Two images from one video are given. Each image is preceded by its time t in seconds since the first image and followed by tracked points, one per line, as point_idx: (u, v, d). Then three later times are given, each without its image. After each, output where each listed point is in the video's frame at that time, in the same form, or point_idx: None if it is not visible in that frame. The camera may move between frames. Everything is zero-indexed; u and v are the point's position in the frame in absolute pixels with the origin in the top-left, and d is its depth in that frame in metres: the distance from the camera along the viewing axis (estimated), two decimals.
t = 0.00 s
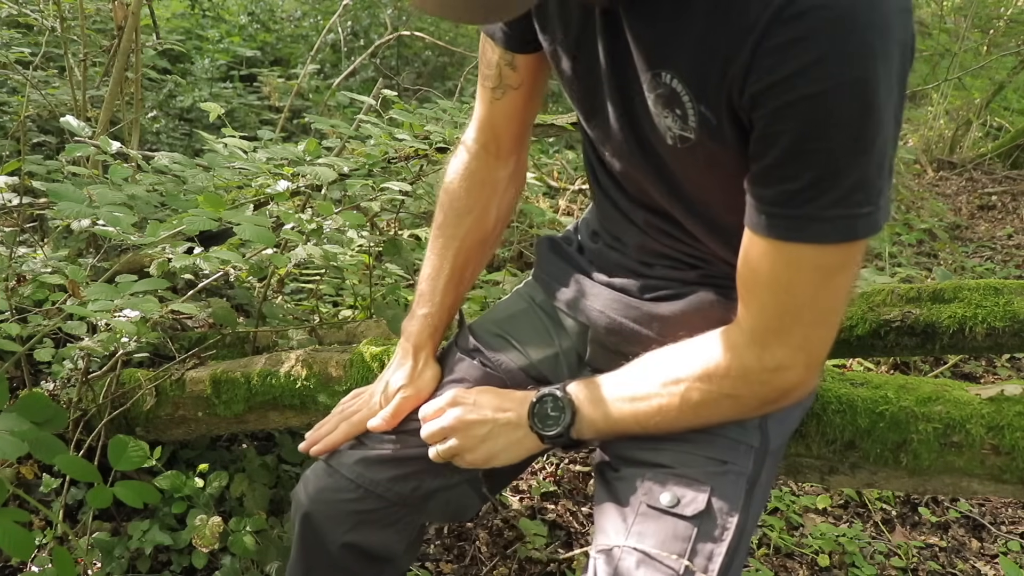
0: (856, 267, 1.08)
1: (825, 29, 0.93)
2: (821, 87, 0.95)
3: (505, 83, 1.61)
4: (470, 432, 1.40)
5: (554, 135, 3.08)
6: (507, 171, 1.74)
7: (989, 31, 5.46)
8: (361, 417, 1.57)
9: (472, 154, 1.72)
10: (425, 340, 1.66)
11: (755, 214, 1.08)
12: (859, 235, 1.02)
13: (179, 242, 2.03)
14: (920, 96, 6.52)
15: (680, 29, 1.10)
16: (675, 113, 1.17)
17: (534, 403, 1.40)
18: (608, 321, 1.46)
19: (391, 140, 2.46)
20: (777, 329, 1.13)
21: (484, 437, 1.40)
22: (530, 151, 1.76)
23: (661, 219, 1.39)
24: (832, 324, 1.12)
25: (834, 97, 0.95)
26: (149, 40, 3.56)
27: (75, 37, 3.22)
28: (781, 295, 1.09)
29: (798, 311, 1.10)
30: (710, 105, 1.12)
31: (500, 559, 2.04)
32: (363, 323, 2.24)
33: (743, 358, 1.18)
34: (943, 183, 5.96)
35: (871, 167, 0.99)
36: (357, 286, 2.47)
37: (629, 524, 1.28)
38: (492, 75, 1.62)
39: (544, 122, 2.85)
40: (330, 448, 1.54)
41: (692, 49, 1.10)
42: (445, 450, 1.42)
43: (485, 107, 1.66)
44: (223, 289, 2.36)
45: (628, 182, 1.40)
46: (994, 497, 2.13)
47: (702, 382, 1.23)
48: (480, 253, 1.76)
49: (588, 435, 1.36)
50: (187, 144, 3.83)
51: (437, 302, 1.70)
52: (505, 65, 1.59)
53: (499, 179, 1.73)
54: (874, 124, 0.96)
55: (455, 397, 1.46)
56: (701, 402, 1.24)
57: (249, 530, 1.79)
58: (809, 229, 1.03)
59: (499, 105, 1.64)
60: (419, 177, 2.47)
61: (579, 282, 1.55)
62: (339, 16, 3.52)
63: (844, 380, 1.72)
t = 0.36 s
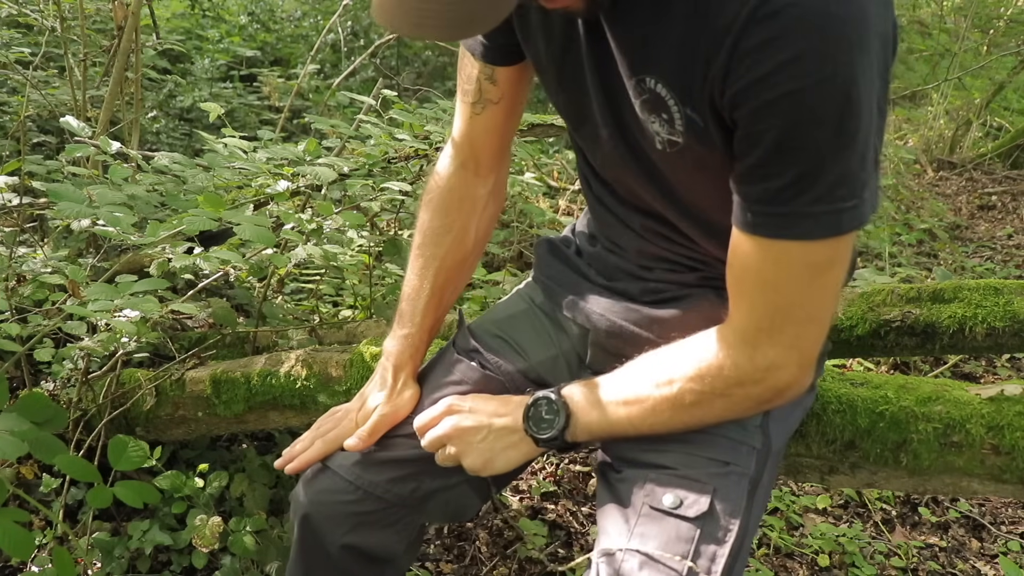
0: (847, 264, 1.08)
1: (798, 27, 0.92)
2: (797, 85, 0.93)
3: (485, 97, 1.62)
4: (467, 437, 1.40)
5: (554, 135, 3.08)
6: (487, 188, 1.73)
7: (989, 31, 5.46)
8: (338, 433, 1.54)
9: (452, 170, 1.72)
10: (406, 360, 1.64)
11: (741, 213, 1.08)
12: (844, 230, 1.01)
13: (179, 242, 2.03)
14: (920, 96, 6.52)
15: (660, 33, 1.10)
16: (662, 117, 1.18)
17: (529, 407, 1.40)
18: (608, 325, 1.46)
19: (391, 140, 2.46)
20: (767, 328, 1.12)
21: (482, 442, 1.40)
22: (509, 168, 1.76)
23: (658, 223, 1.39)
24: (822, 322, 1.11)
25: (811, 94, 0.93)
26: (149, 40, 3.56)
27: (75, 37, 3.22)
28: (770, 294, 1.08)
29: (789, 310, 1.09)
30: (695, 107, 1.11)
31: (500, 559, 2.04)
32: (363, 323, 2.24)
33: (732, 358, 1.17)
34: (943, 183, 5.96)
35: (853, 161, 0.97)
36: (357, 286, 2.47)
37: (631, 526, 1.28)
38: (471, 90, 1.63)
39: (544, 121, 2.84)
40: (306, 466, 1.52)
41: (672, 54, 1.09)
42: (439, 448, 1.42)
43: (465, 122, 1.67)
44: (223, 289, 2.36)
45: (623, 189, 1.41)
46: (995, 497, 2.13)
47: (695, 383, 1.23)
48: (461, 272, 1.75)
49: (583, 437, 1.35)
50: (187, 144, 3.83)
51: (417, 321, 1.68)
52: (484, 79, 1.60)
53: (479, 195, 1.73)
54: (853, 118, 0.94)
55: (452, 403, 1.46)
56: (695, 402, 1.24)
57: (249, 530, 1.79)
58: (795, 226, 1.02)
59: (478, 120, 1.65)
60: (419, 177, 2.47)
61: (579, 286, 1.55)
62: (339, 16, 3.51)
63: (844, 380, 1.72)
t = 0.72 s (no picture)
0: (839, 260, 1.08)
1: (785, 23, 0.91)
2: (785, 80, 0.93)
3: (472, 108, 1.60)
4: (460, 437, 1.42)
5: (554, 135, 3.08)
6: (475, 202, 1.71)
7: (990, 31, 5.45)
8: (320, 450, 1.56)
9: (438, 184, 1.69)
10: (393, 376, 1.62)
11: (731, 210, 1.07)
12: (834, 222, 1.01)
13: (179, 242, 2.03)
14: (920, 96, 6.52)
15: (647, 36, 1.09)
16: (654, 119, 1.17)
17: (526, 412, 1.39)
18: (609, 327, 1.48)
19: (391, 140, 2.46)
20: (760, 323, 1.11)
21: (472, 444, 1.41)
22: (497, 182, 1.75)
23: (657, 225, 1.39)
24: (813, 317, 1.10)
25: (798, 89, 0.93)
26: (149, 40, 3.57)
27: (75, 37, 3.22)
28: (763, 291, 1.08)
29: (783, 306, 1.08)
30: (687, 108, 1.11)
31: (501, 559, 2.04)
32: (363, 323, 2.24)
33: (727, 357, 1.17)
34: (943, 183, 5.96)
35: (841, 154, 0.97)
36: (357, 286, 2.47)
37: (634, 527, 1.29)
38: (459, 101, 1.60)
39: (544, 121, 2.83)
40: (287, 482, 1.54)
41: (661, 56, 1.09)
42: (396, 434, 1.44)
43: (451, 135, 1.64)
44: (222, 289, 2.36)
45: (619, 194, 1.42)
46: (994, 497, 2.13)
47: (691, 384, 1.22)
48: (448, 288, 1.72)
49: (578, 446, 1.33)
50: (187, 144, 3.83)
51: (404, 337, 1.66)
52: (471, 90, 1.58)
53: (467, 209, 1.71)
54: (841, 111, 0.94)
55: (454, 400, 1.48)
56: (690, 403, 1.24)
57: (249, 530, 1.79)
58: (785, 221, 1.01)
59: (465, 132, 1.63)
60: (418, 177, 2.47)
61: (579, 287, 1.55)
62: (339, 16, 3.51)
63: (844, 380, 1.72)
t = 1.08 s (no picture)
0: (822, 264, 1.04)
1: (771, 17, 0.90)
2: (770, 73, 0.91)
3: (464, 119, 1.60)
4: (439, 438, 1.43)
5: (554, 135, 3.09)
6: (467, 214, 1.71)
7: (990, 31, 5.45)
8: (305, 461, 1.57)
9: (431, 196, 1.69)
10: (384, 390, 1.60)
11: (715, 209, 1.04)
12: (818, 220, 0.98)
13: (179, 242, 2.03)
14: (920, 96, 6.53)
15: (638, 38, 1.09)
16: (648, 122, 1.18)
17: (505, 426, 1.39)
18: (609, 326, 1.49)
19: (391, 140, 2.46)
20: (735, 330, 1.06)
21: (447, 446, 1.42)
22: (490, 195, 1.74)
23: (656, 227, 1.39)
24: (794, 324, 1.06)
25: (784, 81, 0.91)
26: (149, 40, 3.56)
27: (75, 36, 3.22)
28: (743, 296, 1.04)
29: (761, 312, 1.04)
30: (681, 109, 1.11)
31: (501, 559, 2.04)
32: (363, 323, 2.24)
33: (701, 369, 1.12)
34: (943, 183, 5.96)
35: (825, 150, 0.95)
36: (357, 286, 2.47)
37: (635, 525, 1.29)
38: (452, 112, 1.60)
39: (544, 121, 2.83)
40: (270, 491, 1.56)
41: (654, 58, 1.09)
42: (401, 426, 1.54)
43: (443, 146, 1.64)
44: (222, 289, 2.36)
45: (615, 198, 1.41)
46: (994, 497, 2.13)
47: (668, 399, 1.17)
48: (440, 301, 1.71)
49: (554, 465, 1.32)
50: (187, 144, 3.83)
51: (397, 350, 1.64)
52: (464, 100, 1.58)
53: (459, 222, 1.71)
54: (826, 105, 0.92)
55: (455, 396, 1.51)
56: (665, 414, 1.18)
57: (249, 530, 1.79)
58: (766, 218, 0.98)
59: (457, 143, 1.63)
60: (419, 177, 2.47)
61: (579, 288, 1.55)
62: (339, 16, 3.52)
63: (844, 380, 1.72)
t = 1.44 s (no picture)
0: (806, 266, 1.02)
1: (755, 15, 0.90)
2: (753, 70, 0.91)
3: (456, 129, 1.59)
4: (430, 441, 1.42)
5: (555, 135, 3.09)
6: (460, 225, 1.69)
7: (990, 31, 5.45)
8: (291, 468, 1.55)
9: (422, 208, 1.68)
10: (377, 403, 1.59)
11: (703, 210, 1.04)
12: (804, 217, 0.97)
13: (179, 242, 2.03)
14: (920, 96, 6.53)
15: (629, 42, 1.09)
16: (641, 126, 1.17)
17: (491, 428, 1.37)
18: (609, 327, 1.50)
19: (391, 140, 2.46)
20: (720, 332, 1.05)
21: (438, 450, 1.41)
22: (483, 206, 1.72)
23: (654, 230, 1.39)
24: (778, 327, 1.04)
25: (768, 79, 0.91)
26: (149, 40, 3.57)
27: (75, 36, 3.22)
28: (727, 297, 1.03)
29: (745, 313, 1.03)
30: (672, 112, 1.11)
31: (501, 559, 2.04)
32: (363, 323, 2.25)
33: (683, 372, 1.11)
34: (943, 183, 5.96)
35: (811, 147, 0.94)
36: (357, 286, 2.47)
37: (635, 524, 1.29)
38: (443, 122, 1.60)
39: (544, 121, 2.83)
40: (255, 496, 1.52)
41: (644, 62, 1.09)
42: (398, 428, 1.54)
43: (435, 157, 1.63)
44: (222, 289, 2.36)
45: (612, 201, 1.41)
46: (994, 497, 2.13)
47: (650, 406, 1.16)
48: (433, 313, 1.70)
49: (536, 469, 1.30)
50: (187, 144, 3.83)
51: (389, 362, 1.63)
52: (455, 110, 1.57)
53: (451, 233, 1.68)
54: (811, 102, 0.91)
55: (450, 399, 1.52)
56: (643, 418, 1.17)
57: (249, 530, 1.79)
58: (753, 215, 0.97)
59: (448, 153, 1.62)
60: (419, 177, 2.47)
61: (579, 288, 1.55)
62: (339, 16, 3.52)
63: (844, 380, 1.72)
